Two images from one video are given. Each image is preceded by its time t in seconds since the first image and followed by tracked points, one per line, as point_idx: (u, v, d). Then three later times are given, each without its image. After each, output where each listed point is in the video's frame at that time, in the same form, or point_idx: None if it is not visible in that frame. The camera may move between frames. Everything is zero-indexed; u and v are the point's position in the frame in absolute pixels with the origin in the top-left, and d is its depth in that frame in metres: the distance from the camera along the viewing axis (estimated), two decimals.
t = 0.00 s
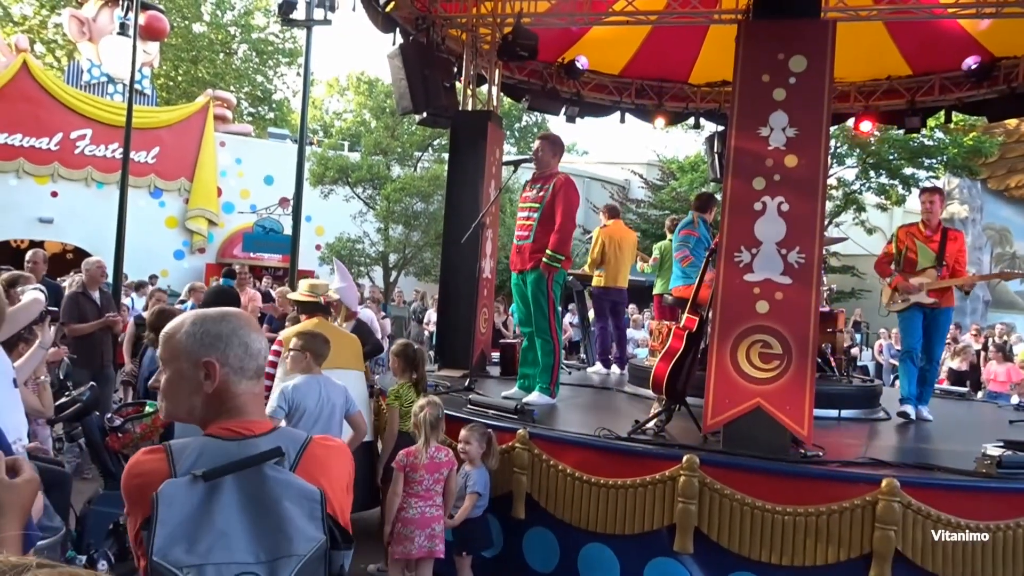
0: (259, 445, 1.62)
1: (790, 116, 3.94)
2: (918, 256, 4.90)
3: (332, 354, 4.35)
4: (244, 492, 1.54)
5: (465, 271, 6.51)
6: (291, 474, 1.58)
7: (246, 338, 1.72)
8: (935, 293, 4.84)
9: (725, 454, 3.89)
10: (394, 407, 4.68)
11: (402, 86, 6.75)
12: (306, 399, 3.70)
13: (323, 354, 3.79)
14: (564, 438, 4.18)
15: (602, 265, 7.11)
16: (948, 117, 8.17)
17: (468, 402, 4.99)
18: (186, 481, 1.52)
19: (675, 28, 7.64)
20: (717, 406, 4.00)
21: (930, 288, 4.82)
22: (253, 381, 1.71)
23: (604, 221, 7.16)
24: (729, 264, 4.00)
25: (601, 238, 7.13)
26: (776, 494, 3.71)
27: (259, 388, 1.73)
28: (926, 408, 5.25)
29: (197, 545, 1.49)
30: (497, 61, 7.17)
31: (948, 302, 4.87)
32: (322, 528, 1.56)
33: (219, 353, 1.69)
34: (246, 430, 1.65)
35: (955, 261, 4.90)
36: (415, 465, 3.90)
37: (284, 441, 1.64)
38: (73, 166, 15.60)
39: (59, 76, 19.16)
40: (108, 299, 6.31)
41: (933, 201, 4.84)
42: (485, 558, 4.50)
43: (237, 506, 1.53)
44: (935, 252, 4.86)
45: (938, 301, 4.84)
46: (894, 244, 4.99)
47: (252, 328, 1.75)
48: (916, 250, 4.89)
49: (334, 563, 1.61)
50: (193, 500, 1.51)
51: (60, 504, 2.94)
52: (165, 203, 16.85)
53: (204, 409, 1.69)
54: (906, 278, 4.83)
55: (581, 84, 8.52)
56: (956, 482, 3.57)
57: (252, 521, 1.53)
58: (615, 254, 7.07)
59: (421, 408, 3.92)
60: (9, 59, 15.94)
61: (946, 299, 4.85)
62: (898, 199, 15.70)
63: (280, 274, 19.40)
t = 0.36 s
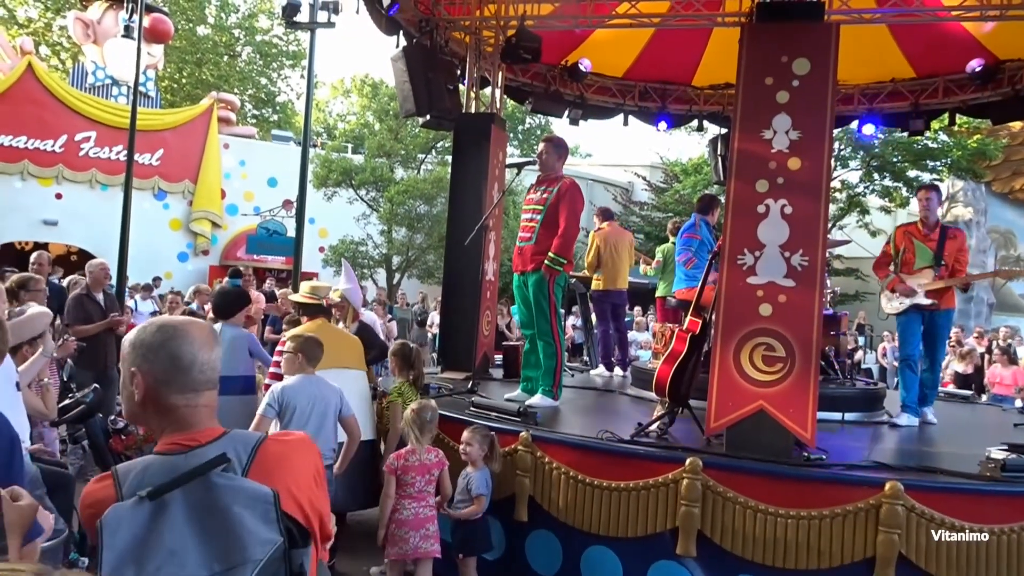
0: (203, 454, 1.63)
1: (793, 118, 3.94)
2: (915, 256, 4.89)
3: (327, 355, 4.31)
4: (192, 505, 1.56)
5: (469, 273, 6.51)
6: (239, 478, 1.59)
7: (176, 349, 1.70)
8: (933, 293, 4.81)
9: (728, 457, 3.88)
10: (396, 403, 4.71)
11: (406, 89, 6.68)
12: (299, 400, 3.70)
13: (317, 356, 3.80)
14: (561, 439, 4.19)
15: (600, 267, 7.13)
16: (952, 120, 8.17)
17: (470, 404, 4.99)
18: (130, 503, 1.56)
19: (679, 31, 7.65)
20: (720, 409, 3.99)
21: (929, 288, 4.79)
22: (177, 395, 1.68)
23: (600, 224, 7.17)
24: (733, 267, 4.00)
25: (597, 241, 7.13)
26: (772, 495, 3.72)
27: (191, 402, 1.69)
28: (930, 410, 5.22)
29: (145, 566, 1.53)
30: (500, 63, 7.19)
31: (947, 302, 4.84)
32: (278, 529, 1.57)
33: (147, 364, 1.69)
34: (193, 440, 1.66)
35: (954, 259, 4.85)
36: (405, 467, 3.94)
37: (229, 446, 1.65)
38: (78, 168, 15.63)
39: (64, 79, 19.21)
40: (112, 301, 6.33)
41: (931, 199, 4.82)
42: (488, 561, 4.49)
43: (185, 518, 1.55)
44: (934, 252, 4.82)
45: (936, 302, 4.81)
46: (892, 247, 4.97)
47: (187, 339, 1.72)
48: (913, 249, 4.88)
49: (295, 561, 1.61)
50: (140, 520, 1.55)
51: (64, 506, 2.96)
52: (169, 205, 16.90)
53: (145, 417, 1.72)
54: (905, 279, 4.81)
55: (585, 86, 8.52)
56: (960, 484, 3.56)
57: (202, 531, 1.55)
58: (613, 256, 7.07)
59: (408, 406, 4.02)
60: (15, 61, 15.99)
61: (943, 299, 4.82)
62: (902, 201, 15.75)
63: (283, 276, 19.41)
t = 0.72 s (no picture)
0: (173, 451, 1.62)
1: (795, 120, 3.94)
2: (902, 255, 4.87)
3: (329, 356, 4.32)
4: (160, 501, 1.55)
5: (470, 276, 6.52)
6: (206, 474, 1.58)
7: (159, 346, 1.71)
8: (915, 293, 4.74)
9: (730, 459, 3.88)
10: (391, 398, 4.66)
11: (408, 91, 6.65)
12: (299, 405, 3.69)
13: (317, 358, 3.79)
14: (557, 441, 4.20)
15: (600, 270, 7.17)
16: (954, 121, 8.16)
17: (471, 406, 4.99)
18: (99, 497, 1.55)
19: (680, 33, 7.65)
20: (721, 411, 3.98)
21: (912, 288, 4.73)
22: (157, 391, 1.69)
23: (598, 226, 7.19)
24: (734, 268, 3.99)
25: (596, 244, 7.17)
26: (774, 498, 3.71)
27: (172, 400, 1.70)
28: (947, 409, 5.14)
29: (106, 560, 1.52)
30: (501, 66, 7.20)
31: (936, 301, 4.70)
32: (242, 526, 1.55)
33: (130, 360, 1.71)
34: (169, 438, 1.66)
35: (944, 256, 4.74)
36: (390, 468, 3.98)
37: (199, 444, 1.65)
38: (80, 171, 15.66)
39: (66, 82, 19.24)
40: (114, 304, 6.35)
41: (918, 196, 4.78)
42: (489, 563, 4.50)
43: (151, 515, 1.55)
44: (919, 249, 4.78)
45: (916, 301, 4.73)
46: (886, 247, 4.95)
47: (171, 337, 1.73)
48: (900, 248, 4.87)
49: (256, 559, 1.58)
50: (106, 515, 1.54)
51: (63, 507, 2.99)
52: (171, 207, 16.88)
53: (129, 414, 1.73)
54: (887, 280, 4.80)
55: (586, 88, 8.53)
56: (960, 486, 3.55)
57: (167, 529, 1.54)
58: (612, 258, 7.11)
59: (391, 406, 4.06)
60: (17, 64, 16.02)
61: (927, 299, 4.71)
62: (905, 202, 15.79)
63: (285, 278, 19.43)
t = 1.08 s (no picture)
0: (180, 447, 1.62)
1: (794, 121, 3.93)
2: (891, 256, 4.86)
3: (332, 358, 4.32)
4: (162, 496, 1.55)
5: (470, 277, 6.51)
6: (210, 473, 1.57)
7: (186, 343, 1.71)
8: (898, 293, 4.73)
9: (730, 461, 3.88)
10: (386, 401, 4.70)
11: (407, 93, 6.68)
12: (309, 410, 3.70)
13: (325, 361, 3.79)
14: (560, 443, 4.19)
15: (602, 271, 7.15)
16: (955, 121, 8.16)
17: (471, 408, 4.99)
18: (103, 487, 1.53)
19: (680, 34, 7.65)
20: (721, 412, 3.98)
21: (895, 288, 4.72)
22: (179, 386, 1.69)
23: (602, 227, 7.18)
24: (733, 269, 3.98)
25: (599, 244, 7.17)
26: (778, 501, 3.70)
27: (189, 395, 1.70)
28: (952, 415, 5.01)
29: (105, 551, 1.50)
30: (501, 67, 7.18)
31: (922, 301, 4.67)
32: (242, 528, 1.55)
33: (154, 353, 1.70)
34: (175, 432, 1.65)
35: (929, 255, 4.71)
36: (382, 466, 4.04)
37: (206, 442, 1.64)
38: (81, 174, 15.67)
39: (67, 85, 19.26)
40: (114, 306, 6.37)
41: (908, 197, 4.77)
42: (489, 564, 4.50)
43: (153, 509, 1.54)
44: (904, 250, 4.78)
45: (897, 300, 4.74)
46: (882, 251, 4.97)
47: (198, 335, 1.74)
48: (889, 251, 4.87)
49: (253, 563, 1.58)
50: (108, 505, 1.52)
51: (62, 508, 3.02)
52: (171, 210, 16.91)
53: (141, 405, 1.72)
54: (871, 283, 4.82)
55: (586, 90, 8.53)
56: (959, 488, 3.54)
57: (167, 525, 1.54)
58: (616, 261, 7.09)
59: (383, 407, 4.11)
60: (18, 67, 16.03)
61: (908, 301, 4.71)
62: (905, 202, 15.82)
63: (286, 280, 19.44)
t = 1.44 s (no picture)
0: (181, 451, 1.61)
1: (791, 121, 3.93)
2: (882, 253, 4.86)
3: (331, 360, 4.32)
4: (163, 502, 1.54)
5: (469, 279, 6.51)
6: (210, 479, 1.57)
7: (184, 343, 1.71)
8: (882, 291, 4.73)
9: (729, 461, 3.88)
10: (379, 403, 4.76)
11: (405, 94, 6.69)
12: (311, 408, 3.70)
13: (326, 362, 3.81)
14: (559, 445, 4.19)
15: (606, 273, 7.14)
16: (953, 121, 8.16)
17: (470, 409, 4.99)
18: (102, 492, 1.53)
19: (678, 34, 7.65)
20: (720, 412, 3.98)
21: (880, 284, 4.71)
22: (180, 388, 1.69)
23: (608, 228, 7.17)
24: (732, 270, 3.98)
25: (604, 245, 7.14)
26: (778, 501, 3.70)
27: (187, 397, 1.69)
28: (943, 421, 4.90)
29: (105, 557, 1.51)
30: (500, 68, 7.16)
31: (908, 298, 4.64)
32: (242, 535, 1.55)
33: (151, 356, 1.69)
34: (175, 436, 1.65)
35: (915, 250, 4.69)
36: (377, 458, 4.10)
37: (205, 447, 1.64)
38: (80, 175, 15.65)
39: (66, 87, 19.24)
40: (113, 308, 6.36)
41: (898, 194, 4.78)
42: (487, 565, 4.50)
43: (153, 515, 1.54)
44: (891, 245, 4.78)
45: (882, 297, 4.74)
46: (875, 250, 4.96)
47: (194, 335, 1.73)
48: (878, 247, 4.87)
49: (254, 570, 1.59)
50: (108, 510, 1.52)
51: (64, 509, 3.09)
52: (170, 212, 16.91)
53: (138, 410, 1.71)
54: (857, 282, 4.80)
55: (584, 91, 8.53)
56: (958, 487, 3.54)
57: (168, 532, 1.53)
58: (621, 262, 7.07)
59: (381, 401, 4.21)
60: (15, 69, 16.01)
61: (892, 297, 4.70)
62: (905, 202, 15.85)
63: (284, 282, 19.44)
